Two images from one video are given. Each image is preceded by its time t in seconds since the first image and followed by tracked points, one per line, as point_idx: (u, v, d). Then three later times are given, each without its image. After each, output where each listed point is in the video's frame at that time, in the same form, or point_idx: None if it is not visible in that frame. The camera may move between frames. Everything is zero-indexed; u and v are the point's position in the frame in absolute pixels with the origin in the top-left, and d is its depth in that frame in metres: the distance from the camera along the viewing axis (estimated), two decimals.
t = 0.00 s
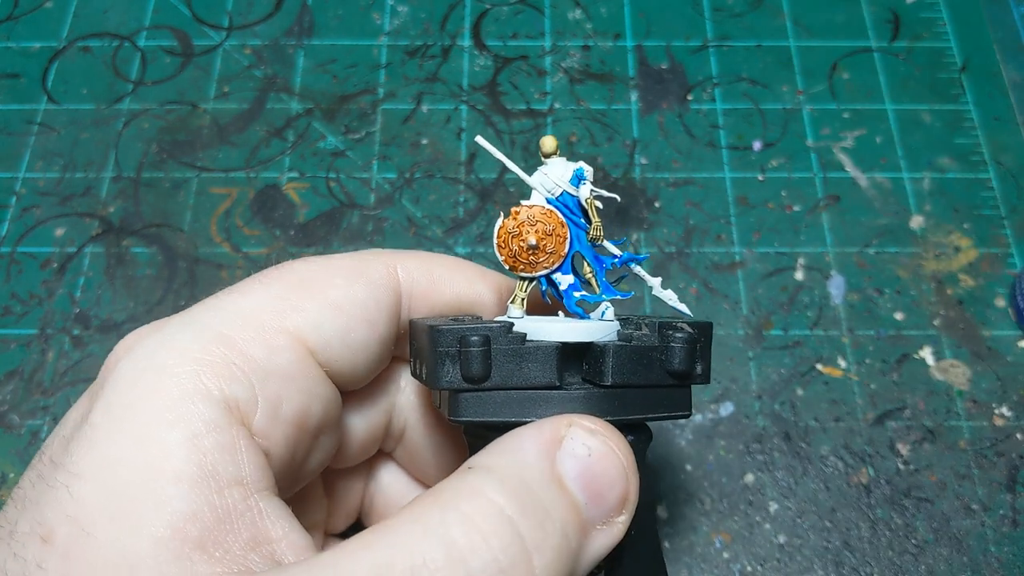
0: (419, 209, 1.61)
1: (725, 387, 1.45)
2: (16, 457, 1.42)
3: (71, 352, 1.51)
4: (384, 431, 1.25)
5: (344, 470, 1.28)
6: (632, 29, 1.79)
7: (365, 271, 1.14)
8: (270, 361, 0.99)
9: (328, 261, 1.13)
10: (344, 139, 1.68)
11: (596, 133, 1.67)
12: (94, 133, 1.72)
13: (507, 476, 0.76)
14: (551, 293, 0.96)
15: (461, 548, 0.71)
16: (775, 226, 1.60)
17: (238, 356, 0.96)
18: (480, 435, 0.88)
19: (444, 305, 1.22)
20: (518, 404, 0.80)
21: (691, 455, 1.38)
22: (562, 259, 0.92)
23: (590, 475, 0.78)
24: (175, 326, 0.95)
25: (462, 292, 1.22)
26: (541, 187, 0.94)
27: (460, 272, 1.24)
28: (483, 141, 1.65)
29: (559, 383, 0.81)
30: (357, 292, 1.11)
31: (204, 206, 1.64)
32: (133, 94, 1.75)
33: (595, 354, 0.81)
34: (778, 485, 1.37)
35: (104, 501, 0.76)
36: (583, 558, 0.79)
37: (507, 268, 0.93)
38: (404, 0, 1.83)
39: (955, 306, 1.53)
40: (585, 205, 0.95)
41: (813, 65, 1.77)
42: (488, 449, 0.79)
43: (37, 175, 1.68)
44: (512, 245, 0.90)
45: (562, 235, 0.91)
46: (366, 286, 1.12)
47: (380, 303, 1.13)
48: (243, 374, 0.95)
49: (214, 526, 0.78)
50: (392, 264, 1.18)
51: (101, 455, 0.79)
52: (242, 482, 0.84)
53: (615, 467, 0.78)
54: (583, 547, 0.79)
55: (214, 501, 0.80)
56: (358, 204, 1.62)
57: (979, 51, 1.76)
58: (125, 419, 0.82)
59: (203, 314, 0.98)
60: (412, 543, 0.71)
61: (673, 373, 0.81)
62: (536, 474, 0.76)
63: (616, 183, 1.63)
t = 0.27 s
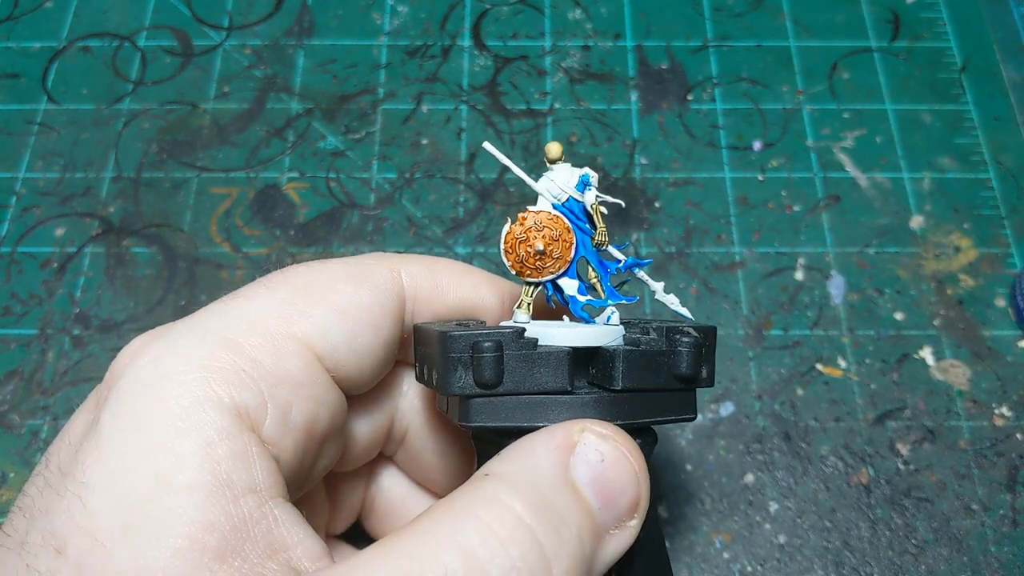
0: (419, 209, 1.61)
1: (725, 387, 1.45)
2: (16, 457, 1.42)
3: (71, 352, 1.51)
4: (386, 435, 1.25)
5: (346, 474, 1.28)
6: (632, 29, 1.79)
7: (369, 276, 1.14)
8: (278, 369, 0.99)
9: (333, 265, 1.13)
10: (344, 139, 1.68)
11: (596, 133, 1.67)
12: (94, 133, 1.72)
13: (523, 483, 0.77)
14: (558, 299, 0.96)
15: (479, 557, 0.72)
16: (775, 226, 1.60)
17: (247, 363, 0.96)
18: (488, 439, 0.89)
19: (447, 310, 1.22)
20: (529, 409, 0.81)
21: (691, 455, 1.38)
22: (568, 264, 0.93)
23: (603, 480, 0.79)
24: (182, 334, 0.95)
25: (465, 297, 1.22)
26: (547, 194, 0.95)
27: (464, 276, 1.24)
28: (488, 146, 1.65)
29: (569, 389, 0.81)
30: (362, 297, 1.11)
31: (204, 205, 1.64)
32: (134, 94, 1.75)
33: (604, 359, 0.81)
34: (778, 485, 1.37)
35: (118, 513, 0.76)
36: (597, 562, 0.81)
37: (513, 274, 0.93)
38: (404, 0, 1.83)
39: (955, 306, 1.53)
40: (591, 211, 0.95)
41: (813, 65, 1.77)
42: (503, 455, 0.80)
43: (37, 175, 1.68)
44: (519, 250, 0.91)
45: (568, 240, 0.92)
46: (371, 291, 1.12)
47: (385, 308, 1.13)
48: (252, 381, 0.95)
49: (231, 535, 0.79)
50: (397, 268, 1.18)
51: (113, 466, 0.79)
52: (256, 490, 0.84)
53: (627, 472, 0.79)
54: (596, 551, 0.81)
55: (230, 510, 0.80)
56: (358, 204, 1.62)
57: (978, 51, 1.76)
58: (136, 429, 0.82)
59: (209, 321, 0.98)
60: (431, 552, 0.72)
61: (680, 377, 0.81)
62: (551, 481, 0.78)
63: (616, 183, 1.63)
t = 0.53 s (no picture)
0: (419, 209, 1.61)
1: (725, 387, 1.45)
2: (16, 457, 1.42)
3: (71, 352, 1.51)
4: (383, 435, 1.25)
5: (344, 474, 1.28)
6: (632, 29, 1.79)
7: (365, 275, 1.13)
8: (274, 369, 0.99)
9: (329, 266, 1.13)
10: (344, 139, 1.68)
11: (596, 133, 1.67)
12: (94, 133, 1.72)
13: (519, 483, 0.77)
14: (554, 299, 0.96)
15: (475, 557, 0.72)
16: (775, 226, 1.60)
17: (243, 364, 0.96)
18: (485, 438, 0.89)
19: (444, 311, 1.22)
20: (526, 409, 0.81)
21: (691, 455, 1.38)
22: (564, 264, 0.93)
23: (599, 480, 0.80)
24: (178, 335, 0.95)
25: (462, 297, 1.22)
26: (543, 193, 0.95)
27: (461, 276, 1.24)
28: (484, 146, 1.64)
29: (565, 388, 0.81)
30: (359, 297, 1.11)
31: (204, 206, 1.64)
32: (134, 94, 1.75)
33: (601, 358, 0.81)
34: (778, 485, 1.37)
35: (113, 514, 0.76)
36: (594, 562, 0.81)
37: (510, 273, 0.93)
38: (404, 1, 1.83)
39: (955, 306, 1.53)
40: (587, 210, 0.95)
41: (813, 65, 1.77)
42: (499, 455, 0.80)
43: (37, 175, 1.68)
44: (516, 250, 0.91)
45: (565, 239, 0.92)
46: (367, 291, 1.12)
47: (382, 308, 1.13)
48: (248, 382, 0.95)
49: (226, 535, 0.79)
50: (393, 268, 1.18)
51: (108, 467, 0.79)
52: (252, 490, 0.84)
53: (623, 471, 0.80)
54: (593, 551, 0.81)
55: (224, 510, 0.80)
56: (358, 204, 1.62)
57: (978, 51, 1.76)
58: (131, 430, 0.82)
59: (206, 321, 0.98)
60: (427, 552, 0.72)
61: (676, 377, 0.82)
62: (547, 481, 0.78)
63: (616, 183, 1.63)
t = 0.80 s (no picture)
0: (419, 209, 1.61)
1: (725, 387, 1.45)
2: (16, 457, 1.42)
3: (71, 352, 1.51)
4: (384, 435, 1.25)
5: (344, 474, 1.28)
6: (632, 29, 1.79)
7: (366, 275, 1.13)
8: (275, 369, 0.99)
9: (330, 266, 1.13)
10: (344, 139, 1.68)
11: (596, 133, 1.67)
12: (94, 133, 1.72)
13: (519, 485, 0.77)
14: (556, 301, 0.96)
15: (475, 558, 0.72)
16: (775, 226, 1.60)
17: (244, 364, 0.96)
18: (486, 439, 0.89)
19: (445, 312, 1.22)
20: (527, 410, 0.81)
21: (691, 455, 1.38)
22: (567, 266, 0.92)
23: (598, 482, 0.80)
24: (179, 334, 0.95)
25: (463, 298, 1.22)
26: (546, 195, 0.95)
27: (462, 278, 1.23)
28: (489, 147, 1.65)
29: (567, 389, 0.81)
30: (360, 297, 1.11)
31: (204, 206, 1.64)
32: (134, 94, 1.75)
33: (602, 360, 0.81)
34: (778, 485, 1.37)
35: (114, 513, 0.76)
36: (593, 563, 0.81)
37: (513, 274, 0.93)
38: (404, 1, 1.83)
39: (955, 306, 1.53)
40: (590, 213, 0.95)
41: (813, 65, 1.77)
42: (501, 456, 0.80)
43: (37, 175, 1.68)
44: (519, 252, 0.91)
45: (567, 241, 0.92)
46: (368, 291, 1.12)
47: (383, 308, 1.13)
48: (248, 381, 0.95)
49: (226, 535, 0.78)
50: (395, 269, 1.18)
51: (109, 466, 0.79)
52: (252, 490, 0.84)
53: (623, 474, 0.80)
54: (592, 553, 0.81)
55: (225, 510, 0.80)
56: (358, 204, 1.62)
57: (978, 51, 1.76)
58: (132, 429, 0.82)
59: (207, 321, 0.98)
60: (427, 553, 0.72)
61: (677, 379, 0.81)
62: (547, 483, 0.78)
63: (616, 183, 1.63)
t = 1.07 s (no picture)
0: (419, 209, 1.62)
1: (725, 387, 1.45)
2: (16, 457, 1.42)
3: (71, 352, 1.51)
4: (382, 435, 1.25)
5: (342, 473, 1.28)
6: (632, 29, 1.79)
7: (366, 276, 1.14)
8: (276, 369, 0.99)
9: (330, 266, 1.14)
10: (344, 139, 1.68)
11: (596, 133, 1.67)
12: (94, 133, 1.72)
13: (524, 481, 0.78)
14: (557, 301, 0.96)
15: (480, 556, 0.72)
16: (775, 226, 1.60)
17: (245, 363, 0.96)
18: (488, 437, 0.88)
19: (444, 312, 1.22)
20: (532, 405, 0.80)
21: (691, 455, 1.39)
22: (570, 265, 0.92)
23: (602, 477, 0.80)
24: (179, 334, 0.95)
25: (464, 298, 1.22)
26: (549, 195, 0.96)
27: (462, 278, 1.23)
28: (489, 146, 1.65)
29: (572, 385, 0.80)
30: (360, 297, 1.11)
31: (204, 205, 1.64)
32: (134, 93, 1.75)
33: (606, 357, 0.81)
34: (778, 485, 1.37)
35: (117, 513, 0.76)
36: (598, 558, 0.81)
37: (515, 273, 0.93)
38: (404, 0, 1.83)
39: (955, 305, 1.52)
40: (592, 213, 0.96)
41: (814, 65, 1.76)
42: (506, 452, 0.80)
43: (37, 175, 1.68)
44: (522, 250, 0.91)
45: (571, 241, 0.92)
46: (368, 291, 1.12)
47: (383, 308, 1.13)
48: (250, 381, 0.95)
49: (230, 533, 0.79)
50: (395, 269, 1.18)
51: (112, 466, 0.79)
52: (255, 488, 0.84)
53: (627, 469, 0.81)
54: (597, 548, 0.81)
55: (228, 509, 0.80)
56: (358, 204, 1.62)
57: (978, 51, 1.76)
58: (134, 429, 0.82)
59: (207, 321, 0.98)
60: (433, 551, 0.72)
61: (679, 377, 0.81)
62: (552, 478, 0.79)
63: (616, 183, 1.63)
